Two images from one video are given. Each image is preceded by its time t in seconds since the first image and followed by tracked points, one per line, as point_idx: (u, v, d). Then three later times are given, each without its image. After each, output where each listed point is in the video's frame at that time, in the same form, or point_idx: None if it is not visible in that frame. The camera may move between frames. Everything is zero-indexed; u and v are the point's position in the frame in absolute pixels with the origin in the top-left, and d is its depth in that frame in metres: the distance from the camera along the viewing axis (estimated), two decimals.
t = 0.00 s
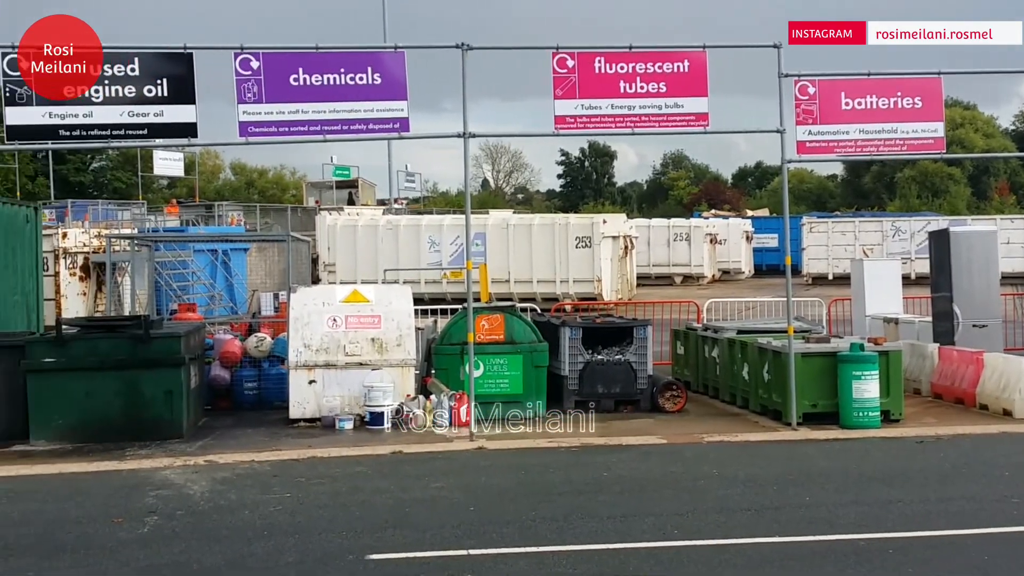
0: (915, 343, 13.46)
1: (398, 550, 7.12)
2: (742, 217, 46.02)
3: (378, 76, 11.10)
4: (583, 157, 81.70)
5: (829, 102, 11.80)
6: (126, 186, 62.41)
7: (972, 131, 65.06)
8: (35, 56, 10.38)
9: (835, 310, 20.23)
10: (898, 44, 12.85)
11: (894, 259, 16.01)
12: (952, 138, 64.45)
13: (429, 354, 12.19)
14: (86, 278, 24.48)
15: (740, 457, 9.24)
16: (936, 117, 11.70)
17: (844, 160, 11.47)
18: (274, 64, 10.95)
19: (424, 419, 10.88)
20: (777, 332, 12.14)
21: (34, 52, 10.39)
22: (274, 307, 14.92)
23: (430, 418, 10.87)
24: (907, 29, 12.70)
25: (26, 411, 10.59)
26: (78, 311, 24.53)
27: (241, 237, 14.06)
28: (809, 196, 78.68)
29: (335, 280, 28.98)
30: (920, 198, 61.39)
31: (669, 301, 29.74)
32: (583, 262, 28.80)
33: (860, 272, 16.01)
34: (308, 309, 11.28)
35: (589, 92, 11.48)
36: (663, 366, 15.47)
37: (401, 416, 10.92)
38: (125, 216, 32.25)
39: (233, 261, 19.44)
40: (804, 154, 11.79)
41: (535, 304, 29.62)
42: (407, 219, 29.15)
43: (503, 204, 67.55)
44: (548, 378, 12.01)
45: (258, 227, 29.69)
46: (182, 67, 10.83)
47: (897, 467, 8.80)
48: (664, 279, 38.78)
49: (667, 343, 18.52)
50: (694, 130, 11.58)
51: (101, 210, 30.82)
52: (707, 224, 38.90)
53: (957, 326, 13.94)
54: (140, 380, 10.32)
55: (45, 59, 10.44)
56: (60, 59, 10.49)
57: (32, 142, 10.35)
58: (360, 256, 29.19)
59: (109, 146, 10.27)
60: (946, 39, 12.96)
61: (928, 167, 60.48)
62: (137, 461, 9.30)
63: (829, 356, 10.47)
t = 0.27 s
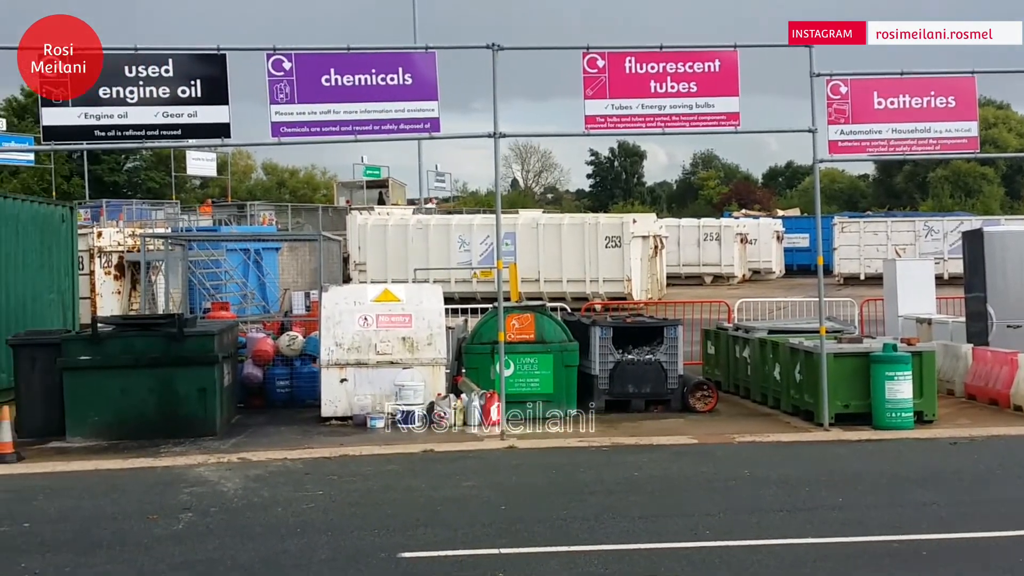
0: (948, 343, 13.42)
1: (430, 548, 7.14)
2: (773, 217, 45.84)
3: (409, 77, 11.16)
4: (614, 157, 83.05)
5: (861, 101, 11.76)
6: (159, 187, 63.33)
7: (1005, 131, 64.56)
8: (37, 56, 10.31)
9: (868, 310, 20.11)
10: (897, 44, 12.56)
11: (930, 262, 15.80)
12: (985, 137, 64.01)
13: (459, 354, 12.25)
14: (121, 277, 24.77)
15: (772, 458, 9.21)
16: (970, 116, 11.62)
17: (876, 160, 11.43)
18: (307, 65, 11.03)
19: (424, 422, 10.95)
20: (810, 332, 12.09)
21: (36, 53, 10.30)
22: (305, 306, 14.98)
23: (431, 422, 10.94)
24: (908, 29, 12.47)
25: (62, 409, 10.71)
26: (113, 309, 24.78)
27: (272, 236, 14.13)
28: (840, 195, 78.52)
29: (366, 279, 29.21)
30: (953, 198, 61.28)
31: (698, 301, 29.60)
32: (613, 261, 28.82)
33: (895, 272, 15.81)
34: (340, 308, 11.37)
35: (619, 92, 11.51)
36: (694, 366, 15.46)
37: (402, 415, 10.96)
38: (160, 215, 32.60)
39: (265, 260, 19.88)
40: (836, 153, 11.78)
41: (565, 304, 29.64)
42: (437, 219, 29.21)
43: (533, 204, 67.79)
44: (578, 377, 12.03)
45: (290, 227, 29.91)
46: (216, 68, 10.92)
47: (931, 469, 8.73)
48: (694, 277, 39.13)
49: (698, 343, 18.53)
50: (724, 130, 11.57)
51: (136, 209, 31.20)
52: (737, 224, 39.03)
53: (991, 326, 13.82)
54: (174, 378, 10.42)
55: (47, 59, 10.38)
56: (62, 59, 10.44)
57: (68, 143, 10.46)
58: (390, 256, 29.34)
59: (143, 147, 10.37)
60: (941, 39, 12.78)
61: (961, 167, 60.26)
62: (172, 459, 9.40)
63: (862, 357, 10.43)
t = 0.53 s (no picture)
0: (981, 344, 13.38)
1: (461, 547, 7.16)
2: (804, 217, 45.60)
3: (440, 76, 11.19)
4: (644, 156, 83.07)
5: (894, 99, 11.70)
6: (192, 187, 64.13)
7: None
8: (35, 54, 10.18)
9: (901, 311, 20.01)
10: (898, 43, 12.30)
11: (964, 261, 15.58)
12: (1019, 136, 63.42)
13: (491, 354, 12.29)
14: (155, 277, 25.05)
15: (804, 459, 9.19)
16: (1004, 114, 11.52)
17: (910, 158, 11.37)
18: (338, 65, 11.09)
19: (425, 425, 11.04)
20: (842, 333, 12.05)
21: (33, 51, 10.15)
22: (337, 306, 14.94)
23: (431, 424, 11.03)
24: (909, 30, 12.15)
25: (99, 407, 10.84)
26: (147, 309, 25.02)
27: (305, 236, 14.19)
28: (872, 195, 77.91)
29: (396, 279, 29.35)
30: (987, 197, 60.83)
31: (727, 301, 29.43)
32: (643, 261, 28.80)
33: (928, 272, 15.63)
34: (371, 308, 11.43)
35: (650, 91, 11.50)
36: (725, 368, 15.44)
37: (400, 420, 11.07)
38: (193, 215, 32.91)
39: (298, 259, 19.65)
40: (868, 152, 11.75)
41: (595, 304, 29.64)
42: (467, 218, 29.25)
43: (563, 203, 67.93)
44: (608, 377, 12.05)
45: (322, 227, 30.12)
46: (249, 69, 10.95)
47: (965, 470, 8.66)
48: (724, 277, 39.11)
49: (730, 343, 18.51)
50: (756, 129, 11.53)
51: (171, 210, 31.56)
52: (768, 223, 38.74)
53: None
54: (208, 376, 10.50)
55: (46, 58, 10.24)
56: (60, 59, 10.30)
57: (103, 144, 10.50)
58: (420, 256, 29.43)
59: (177, 147, 10.41)
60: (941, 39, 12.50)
61: (995, 166, 59.84)
62: (206, 457, 9.50)
63: (895, 357, 10.39)
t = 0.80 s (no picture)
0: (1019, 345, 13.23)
1: (492, 545, 7.17)
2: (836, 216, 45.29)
3: (471, 77, 11.21)
4: (675, 156, 82.96)
5: (928, 98, 11.61)
6: (225, 188, 64.81)
7: None
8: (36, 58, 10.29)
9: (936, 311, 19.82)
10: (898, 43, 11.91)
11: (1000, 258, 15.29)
12: None
13: (521, 353, 12.33)
14: (189, 277, 25.36)
15: (837, 460, 9.13)
16: None
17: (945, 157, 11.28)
18: (371, 66, 11.16)
19: (424, 426, 11.11)
20: (876, 333, 11.96)
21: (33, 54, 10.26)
22: (366, 306, 15.50)
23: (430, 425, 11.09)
24: (909, 31, 11.64)
25: (135, 404, 10.96)
26: (181, 307, 25.34)
27: (336, 236, 14.26)
28: (905, 195, 77.19)
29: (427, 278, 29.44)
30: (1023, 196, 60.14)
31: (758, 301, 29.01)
32: (674, 260, 28.70)
33: (963, 272, 15.41)
34: (402, 307, 11.47)
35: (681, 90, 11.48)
36: (757, 367, 15.37)
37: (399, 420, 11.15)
38: (226, 215, 33.24)
39: (329, 259, 20.10)
40: (902, 152, 11.68)
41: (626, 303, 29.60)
42: (497, 218, 29.37)
43: (593, 203, 67.91)
44: (640, 376, 12.01)
45: (354, 227, 30.31)
46: (282, 70, 11.02)
47: (1002, 472, 8.56)
48: (755, 277, 38.96)
49: (763, 343, 18.43)
50: (788, 128, 11.48)
51: (205, 210, 31.88)
52: (800, 223, 38.59)
53: None
54: (242, 375, 10.59)
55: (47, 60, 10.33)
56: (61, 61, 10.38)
57: (139, 146, 10.60)
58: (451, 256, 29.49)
59: (212, 148, 10.50)
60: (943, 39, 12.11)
61: None
62: (240, 454, 9.59)
63: (929, 358, 10.30)
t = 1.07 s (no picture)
0: None
1: (523, 545, 7.17)
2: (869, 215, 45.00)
3: (502, 77, 11.25)
4: (705, 155, 82.87)
5: (963, 96, 11.52)
6: (258, 187, 65.48)
7: None
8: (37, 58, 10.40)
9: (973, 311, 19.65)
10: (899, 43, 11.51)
11: None
12: None
13: (551, 352, 12.35)
14: (223, 276, 25.65)
15: (871, 461, 9.08)
16: None
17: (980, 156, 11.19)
18: (403, 66, 11.22)
19: (424, 426, 11.20)
20: (910, 334, 11.88)
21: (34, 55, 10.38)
22: (398, 306, 15.40)
23: (431, 426, 11.19)
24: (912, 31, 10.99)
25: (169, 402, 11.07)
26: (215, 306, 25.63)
27: (367, 236, 14.33)
28: (939, 194, 76.99)
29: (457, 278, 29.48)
30: None
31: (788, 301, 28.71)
32: (704, 260, 28.55)
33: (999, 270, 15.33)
34: (434, 307, 11.52)
35: (713, 89, 11.47)
36: (789, 367, 15.31)
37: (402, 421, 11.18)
38: (259, 215, 33.55)
39: (360, 258, 20.10)
40: (936, 150, 11.59)
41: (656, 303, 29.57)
42: (528, 217, 29.41)
43: (622, 203, 67.83)
44: (670, 376, 12.02)
45: (385, 227, 30.48)
46: (314, 70, 11.09)
47: None
48: (787, 277, 38.76)
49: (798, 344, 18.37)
50: (821, 127, 11.43)
51: (238, 209, 32.20)
52: (832, 222, 38.37)
53: None
54: (275, 374, 10.67)
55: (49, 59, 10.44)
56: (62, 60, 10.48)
57: (174, 146, 10.69)
58: (481, 255, 29.54)
59: (246, 148, 10.57)
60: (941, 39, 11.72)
61: None
62: (273, 453, 9.68)
63: (964, 359, 10.22)
